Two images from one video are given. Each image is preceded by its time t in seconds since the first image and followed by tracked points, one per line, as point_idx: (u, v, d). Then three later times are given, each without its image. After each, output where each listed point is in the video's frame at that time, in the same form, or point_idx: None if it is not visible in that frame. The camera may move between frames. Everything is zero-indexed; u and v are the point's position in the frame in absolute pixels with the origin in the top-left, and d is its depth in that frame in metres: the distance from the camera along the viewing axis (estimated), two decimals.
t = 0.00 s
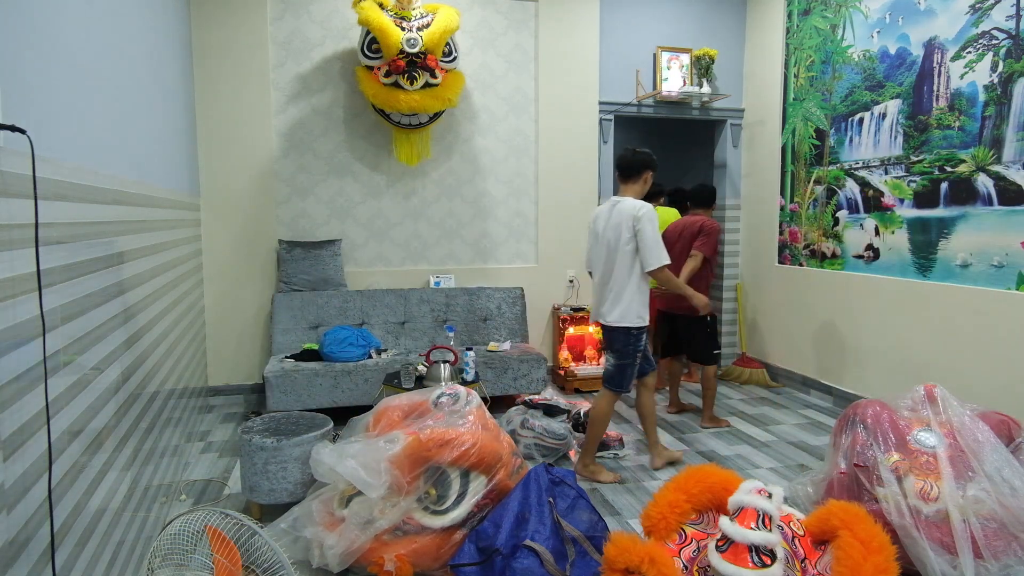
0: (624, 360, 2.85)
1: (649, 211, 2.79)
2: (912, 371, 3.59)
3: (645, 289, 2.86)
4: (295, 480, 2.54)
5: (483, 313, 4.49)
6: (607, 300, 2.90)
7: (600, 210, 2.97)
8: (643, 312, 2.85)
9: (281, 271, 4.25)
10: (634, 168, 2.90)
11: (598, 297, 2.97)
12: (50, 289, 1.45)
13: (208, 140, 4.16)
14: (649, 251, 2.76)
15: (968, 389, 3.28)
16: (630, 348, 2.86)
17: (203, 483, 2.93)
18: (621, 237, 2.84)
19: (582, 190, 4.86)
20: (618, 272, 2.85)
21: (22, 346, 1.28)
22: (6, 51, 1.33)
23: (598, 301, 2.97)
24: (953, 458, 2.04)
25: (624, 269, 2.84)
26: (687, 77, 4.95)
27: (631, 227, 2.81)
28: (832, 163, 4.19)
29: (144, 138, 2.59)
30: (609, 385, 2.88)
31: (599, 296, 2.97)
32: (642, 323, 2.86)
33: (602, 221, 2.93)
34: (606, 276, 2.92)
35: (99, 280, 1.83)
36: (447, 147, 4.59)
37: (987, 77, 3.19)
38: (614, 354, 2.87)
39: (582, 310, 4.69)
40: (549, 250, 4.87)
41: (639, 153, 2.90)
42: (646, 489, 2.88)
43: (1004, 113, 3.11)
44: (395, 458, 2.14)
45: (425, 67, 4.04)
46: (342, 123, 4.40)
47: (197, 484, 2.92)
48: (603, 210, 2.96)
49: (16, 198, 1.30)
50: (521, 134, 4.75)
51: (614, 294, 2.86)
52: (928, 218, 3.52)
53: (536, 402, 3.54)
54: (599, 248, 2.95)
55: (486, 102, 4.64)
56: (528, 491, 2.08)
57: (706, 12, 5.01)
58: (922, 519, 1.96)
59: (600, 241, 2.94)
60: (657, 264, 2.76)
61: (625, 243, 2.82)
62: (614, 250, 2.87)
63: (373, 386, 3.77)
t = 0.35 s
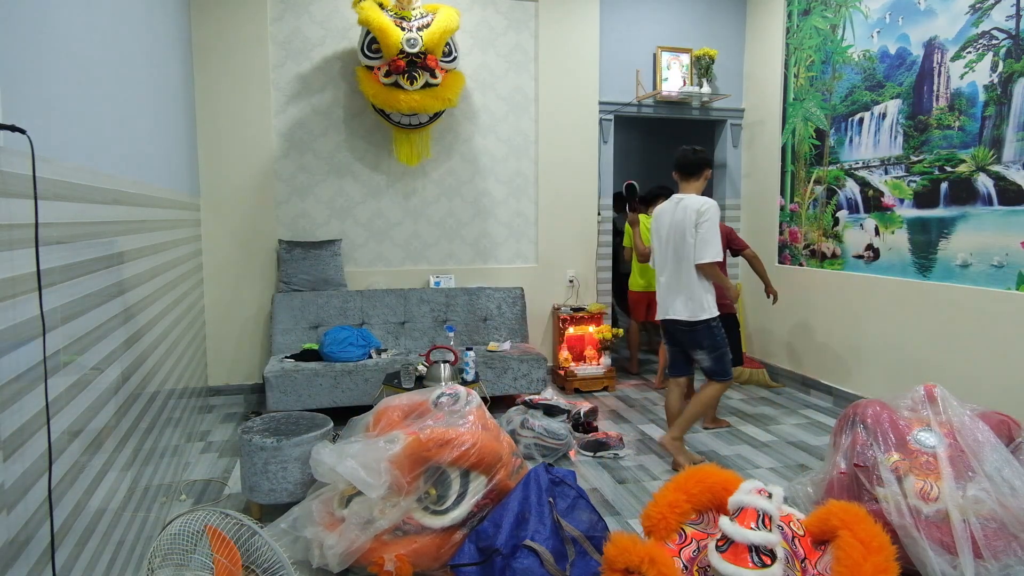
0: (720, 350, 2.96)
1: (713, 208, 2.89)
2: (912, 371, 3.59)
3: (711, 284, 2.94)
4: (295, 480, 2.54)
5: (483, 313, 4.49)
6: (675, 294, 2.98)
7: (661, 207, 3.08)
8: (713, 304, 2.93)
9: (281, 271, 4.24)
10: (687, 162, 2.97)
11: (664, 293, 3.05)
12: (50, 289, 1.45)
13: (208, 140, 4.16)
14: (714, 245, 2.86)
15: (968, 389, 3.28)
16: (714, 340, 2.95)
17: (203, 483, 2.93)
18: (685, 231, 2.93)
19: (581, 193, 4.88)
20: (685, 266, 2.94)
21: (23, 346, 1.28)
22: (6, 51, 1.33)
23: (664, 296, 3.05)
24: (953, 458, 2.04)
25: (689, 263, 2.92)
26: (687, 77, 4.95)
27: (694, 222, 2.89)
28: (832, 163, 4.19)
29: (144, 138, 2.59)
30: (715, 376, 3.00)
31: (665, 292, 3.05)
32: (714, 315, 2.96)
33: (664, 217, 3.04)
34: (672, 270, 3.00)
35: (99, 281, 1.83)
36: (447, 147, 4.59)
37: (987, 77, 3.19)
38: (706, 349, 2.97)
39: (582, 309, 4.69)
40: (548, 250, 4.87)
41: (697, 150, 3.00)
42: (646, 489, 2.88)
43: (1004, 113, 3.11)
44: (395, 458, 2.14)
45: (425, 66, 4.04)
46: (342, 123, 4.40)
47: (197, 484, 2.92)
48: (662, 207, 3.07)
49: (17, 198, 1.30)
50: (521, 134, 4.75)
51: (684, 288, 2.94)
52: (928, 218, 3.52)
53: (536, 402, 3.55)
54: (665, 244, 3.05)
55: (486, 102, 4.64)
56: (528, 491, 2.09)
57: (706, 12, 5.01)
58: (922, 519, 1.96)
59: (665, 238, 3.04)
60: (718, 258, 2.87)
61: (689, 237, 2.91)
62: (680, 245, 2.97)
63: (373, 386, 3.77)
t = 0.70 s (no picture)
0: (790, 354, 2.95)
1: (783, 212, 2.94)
2: (912, 371, 3.59)
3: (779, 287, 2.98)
4: (295, 480, 2.54)
5: (483, 313, 4.49)
6: (743, 297, 2.97)
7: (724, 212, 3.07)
8: (780, 307, 2.98)
9: (281, 271, 4.24)
10: (752, 166, 3.01)
11: (727, 297, 3.04)
12: (50, 289, 1.45)
13: (208, 140, 4.16)
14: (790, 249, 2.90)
15: (968, 389, 3.28)
16: (782, 343, 2.94)
17: (203, 483, 2.93)
18: (757, 235, 2.95)
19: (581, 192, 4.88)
20: (755, 269, 2.95)
21: (23, 346, 1.28)
22: (6, 50, 1.33)
23: (728, 300, 3.04)
24: (953, 458, 2.04)
25: (763, 266, 2.94)
26: (688, 77, 4.95)
27: (769, 225, 2.92)
28: (832, 163, 4.19)
29: (144, 138, 2.59)
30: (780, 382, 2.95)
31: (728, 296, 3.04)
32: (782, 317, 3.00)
33: (730, 221, 3.04)
34: (739, 274, 3.00)
35: (99, 281, 1.82)
36: (447, 147, 4.59)
37: (987, 77, 3.19)
38: (777, 353, 2.95)
39: (582, 310, 4.69)
40: (548, 251, 4.87)
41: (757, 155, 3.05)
42: (646, 489, 2.88)
43: (1004, 113, 3.11)
44: (395, 458, 2.14)
45: (425, 67, 4.04)
46: (342, 123, 4.40)
47: (197, 484, 2.92)
48: (725, 213, 3.08)
49: (17, 198, 1.30)
50: (521, 134, 4.75)
51: (753, 292, 2.95)
52: (928, 218, 3.52)
53: (537, 402, 3.55)
54: (730, 248, 3.06)
55: (486, 102, 4.64)
56: (528, 491, 2.09)
57: (706, 12, 5.01)
58: (922, 520, 1.96)
59: (730, 242, 3.05)
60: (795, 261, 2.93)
61: (761, 241, 2.94)
62: (749, 248, 2.98)
63: (373, 386, 3.77)
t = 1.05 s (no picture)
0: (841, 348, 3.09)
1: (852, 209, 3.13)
2: (911, 371, 3.59)
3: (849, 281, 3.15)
4: (295, 480, 2.54)
5: (483, 313, 4.49)
6: (829, 290, 3.08)
7: (796, 210, 3.16)
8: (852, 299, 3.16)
9: (281, 271, 4.24)
10: (823, 166, 3.12)
11: (809, 291, 3.12)
12: (50, 289, 1.45)
13: (209, 140, 4.16)
14: (863, 243, 3.08)
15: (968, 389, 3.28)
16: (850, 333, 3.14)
17: (203, 483, 2.93)
18: (837, 230, 3.09)
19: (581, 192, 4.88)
20: (838, 263, 3.09)
21: (23, 345, 1.28)
22: (5, 50, 1.33)
23: (811, 295, 3.11)
24: (953, 458, 2.04)
25: (843, 261, 3.08)
26: (687, 77, 4.95)
27: (848, 221, 3.08)
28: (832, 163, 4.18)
29: (144, 138, 2.59)
30: (823, 374, 3.05)
31: (809, 291, 3.12)
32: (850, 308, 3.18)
33: (805, 219, 3.13)
34: (821, 269, 3.10)
35: (98, 281, 1.82)
36: (447, 147, 4.59)
37: (987, 77, 3.19)
38: (830, 345, 3.07)
39: (582, 309, 4.69)
40: (548, 250, 4.87)
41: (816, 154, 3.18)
42: (646, 489, 2.88)
43: (1004, 113, 3.11)
44: (395, 458, 2.14)
45: (425, 67, 4.04)
46: (342, 123, 4.40)
47: (197, 484, 2.92)
48: (795, 211, 3.17)
49: (17, 198, 1.30)
50: (521, 134, 4.74)
51: (837, 284, 3.08)
52: (928, 218, 3.51)
53: (536, 402, 3.55)
54: (806, 244, 3.15)
55: (486, 102, 4.64)
56: (528, 491, 2.09)
57: (706, 12, 5.01)
58: (922, 519, 1.96)
59: (807, 238, 3.14)
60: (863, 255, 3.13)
61: (840, 236, 3.09)
62: (828, 243, 3.11)
63: (373, 386, 3.77)
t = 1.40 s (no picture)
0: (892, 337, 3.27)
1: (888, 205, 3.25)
2: (912, 371, 3.59)
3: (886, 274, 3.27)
4: (295, 480, 2.54)
5: (483, 313, 4.49)
6: (872, 284, 3.18)
7: (838, 206, 3.24)
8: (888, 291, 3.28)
9: (281, 271, 4.24)
10: (859, 163, 3.21)
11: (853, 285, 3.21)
12: (50, 289, 1.45)
13: (209, 140, 4.16)
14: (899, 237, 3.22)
15: (968, 389, 3.28)
16: (891, 323, 3.28)
17: (203, 483, 2.93)
18: (879, 225, 3.20)
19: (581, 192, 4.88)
20: (880, 257, 3.19)
21: (23, 345, 1.28)
22: (6, 50, 1.33)
23: (855, 288, 3.21)
24: (953, 458, 2.04)
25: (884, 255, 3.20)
26: (688, 77, 4.95)
27: (888, 216, 3.19)
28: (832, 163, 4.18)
29: (144, 138, 2.59)
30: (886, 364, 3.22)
31: (853, 285, 3.22)
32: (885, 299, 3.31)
33: (846, 215, 3.22)
34: (865, 262, 3.20)
35: (99, 282, 1.82)
36: (447, 147, 4.59)
37: (987, 77, 3.19)
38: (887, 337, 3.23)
39: (582, 309, 4.69)
40: (548, 250, 4.87)
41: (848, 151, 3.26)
42: (646, 489, 2.88)
43: (1005, 113, 3.11)
44: (395, 458, 2.14)
45: (425, 67, 4.04)
46: (343, 123, 4.40)
47: (197, 485, 2.92)
48: (834, 208, 3.25)
49: (17, 198, 1.30)
50: (521, 134, 4.74)
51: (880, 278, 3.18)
52: (928, 218, 3.51)
53: (536, 402, 3.55)
54: (848, 240, 3.24)
55: (486, 102, 4.64)
56: (528, 491, 2.09)
57: (707, 12, 5.01)
58: (922, 520, 1.96)
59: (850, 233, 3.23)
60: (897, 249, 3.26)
61: (882, 231, 3.19)
62: (868, 238, 3.20)
63: (373, 386, 3.77)
